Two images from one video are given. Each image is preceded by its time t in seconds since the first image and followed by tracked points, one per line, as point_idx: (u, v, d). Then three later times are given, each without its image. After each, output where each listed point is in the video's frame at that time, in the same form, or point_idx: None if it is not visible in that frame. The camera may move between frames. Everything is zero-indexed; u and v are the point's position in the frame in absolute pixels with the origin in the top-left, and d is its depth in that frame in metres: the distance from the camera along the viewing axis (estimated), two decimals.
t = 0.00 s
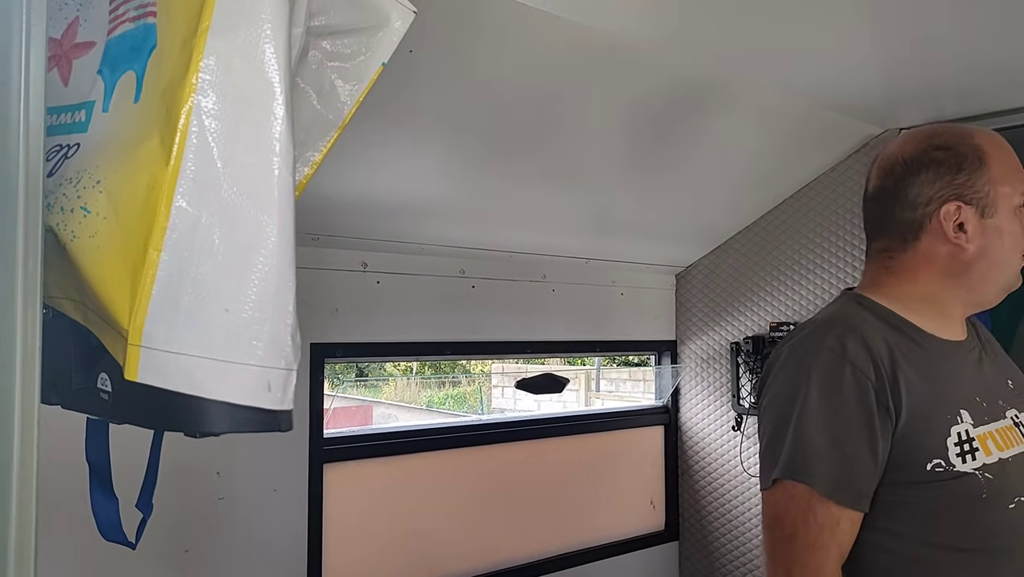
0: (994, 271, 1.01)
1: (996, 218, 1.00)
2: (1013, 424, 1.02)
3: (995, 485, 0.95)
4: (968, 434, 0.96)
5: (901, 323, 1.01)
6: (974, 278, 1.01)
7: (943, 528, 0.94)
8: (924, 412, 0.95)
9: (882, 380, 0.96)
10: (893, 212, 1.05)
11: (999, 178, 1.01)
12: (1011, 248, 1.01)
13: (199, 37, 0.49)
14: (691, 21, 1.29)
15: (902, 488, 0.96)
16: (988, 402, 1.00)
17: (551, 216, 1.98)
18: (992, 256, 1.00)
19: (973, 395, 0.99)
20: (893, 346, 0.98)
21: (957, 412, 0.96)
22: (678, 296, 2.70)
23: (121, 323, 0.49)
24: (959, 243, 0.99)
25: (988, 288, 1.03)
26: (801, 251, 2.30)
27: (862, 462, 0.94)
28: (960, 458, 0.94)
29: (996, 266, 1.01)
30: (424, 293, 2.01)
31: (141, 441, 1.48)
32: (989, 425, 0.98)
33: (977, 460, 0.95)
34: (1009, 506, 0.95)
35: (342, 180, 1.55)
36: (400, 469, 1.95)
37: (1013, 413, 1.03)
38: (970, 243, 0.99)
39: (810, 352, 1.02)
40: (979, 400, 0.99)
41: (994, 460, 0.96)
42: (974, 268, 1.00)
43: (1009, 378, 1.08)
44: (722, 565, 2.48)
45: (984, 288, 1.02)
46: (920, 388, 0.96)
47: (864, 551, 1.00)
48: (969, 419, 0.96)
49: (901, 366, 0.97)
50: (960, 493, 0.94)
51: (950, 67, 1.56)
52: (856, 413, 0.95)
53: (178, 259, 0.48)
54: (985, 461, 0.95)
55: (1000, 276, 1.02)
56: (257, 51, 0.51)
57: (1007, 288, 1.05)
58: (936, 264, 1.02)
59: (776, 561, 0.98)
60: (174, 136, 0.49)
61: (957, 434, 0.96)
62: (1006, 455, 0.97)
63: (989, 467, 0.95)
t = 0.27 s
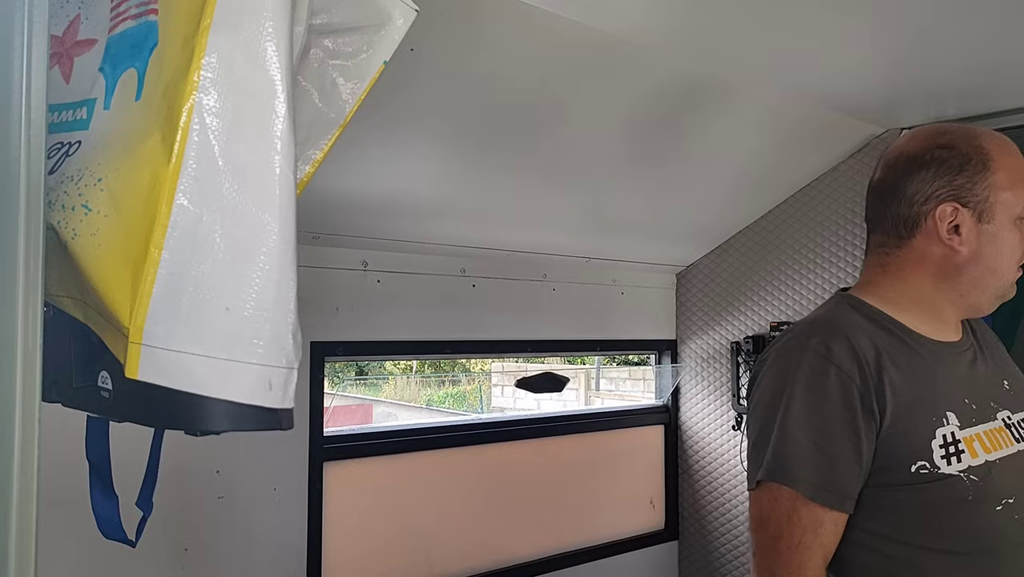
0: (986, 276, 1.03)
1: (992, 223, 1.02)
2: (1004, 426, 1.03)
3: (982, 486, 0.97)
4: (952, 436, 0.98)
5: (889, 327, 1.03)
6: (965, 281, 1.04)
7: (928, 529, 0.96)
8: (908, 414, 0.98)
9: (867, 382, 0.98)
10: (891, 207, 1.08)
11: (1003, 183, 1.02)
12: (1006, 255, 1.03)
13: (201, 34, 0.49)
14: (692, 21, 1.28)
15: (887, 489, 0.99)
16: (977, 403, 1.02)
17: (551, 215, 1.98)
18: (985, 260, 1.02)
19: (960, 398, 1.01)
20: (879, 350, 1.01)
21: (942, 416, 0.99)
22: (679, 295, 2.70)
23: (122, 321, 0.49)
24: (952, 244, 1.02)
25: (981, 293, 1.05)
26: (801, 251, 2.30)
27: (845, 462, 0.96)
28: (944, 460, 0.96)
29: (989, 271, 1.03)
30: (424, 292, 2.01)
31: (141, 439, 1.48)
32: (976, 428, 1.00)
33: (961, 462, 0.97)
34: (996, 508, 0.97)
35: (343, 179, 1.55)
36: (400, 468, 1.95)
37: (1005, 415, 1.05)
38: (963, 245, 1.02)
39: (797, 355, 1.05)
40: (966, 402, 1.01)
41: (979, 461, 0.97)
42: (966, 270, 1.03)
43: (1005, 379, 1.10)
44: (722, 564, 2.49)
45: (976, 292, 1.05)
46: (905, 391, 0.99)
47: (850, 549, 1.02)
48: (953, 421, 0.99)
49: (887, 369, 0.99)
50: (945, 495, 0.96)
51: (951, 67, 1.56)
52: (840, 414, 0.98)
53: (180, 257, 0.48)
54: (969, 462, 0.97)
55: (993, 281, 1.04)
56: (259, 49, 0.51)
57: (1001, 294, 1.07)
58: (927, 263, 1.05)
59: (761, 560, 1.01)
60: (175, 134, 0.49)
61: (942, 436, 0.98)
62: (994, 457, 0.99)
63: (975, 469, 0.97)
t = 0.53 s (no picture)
0: (982, 281, 1.02)
1: (992, 228, 1.01)
2: (998, 427, 1.03)
3: (975, 487, 0.96)
4: (945, 436, 0.97)
5: (882, 327, 1.04)
6: (960, 283, 1.03)
7: (919, 528, 0.96)
8: (900, 414, 0.98)
9: (860, 382, 0.98)
10: (894, 202, 1.08)
11: (1009, 188, 1.00)
12: (1005, 262, 1.02)
13: (199, 29, 0.49)
14: (693, 19, 1.28)
15: (879, 488, 0.99)
16: (971, 404, 1.02)
17: (552, 214, 1.98)
18: (982, 264, 1.01)
19: (952, 399, 1.01)
20: (872, 350, 1.01)
21: (937, 414, 0.99)
22: (680, 294, 2.70)
23: (119, 316, 0.49)
24: (949, 245, 1.02)
25: (977, 298, 1.04)
26: (801, 250, 2.30)
27: (836, 461, 0.96)
28: (937, 460, 0.96)
29: (985, 276, 1.02)
30: (424, 290, 2.00)
31: (140, 437, 1.48)
32: (969, 428, 0.99)
33: (953, 463, 0.96)
34: (988, 508, 0.96)
35: (343, 176, 1.55)
36: (399, 467, 1.95)
37: (999, 415, 1.04)
38: (960, 246, 1.01)
39: (790, 354, 1.05)
40: (959, 403, 1.01)
41: (972, 462, 0.97)
42: (961, 272, 1.02)
43: (1000, 380, 1.09)
44: (722, 564, 2.48)
45: (970, 297, 1.04)
46: (897, 391, 0.99)
47: (842, 548, 1.02)
48: (948, 420, 0.99)
49: (880, 368, 0.99)
50: (938, 495, 0.96)
51: (951, 66, 1.56)
52: (833, 413, 0.98)
53: (177, 252, 0.48)
54: (962, 463, 0.96)
55: (990, 288, 1.03)
56: (257, 43, 0.51)
57: (999, 302, 1.06)
58: (923, 262, 1.04)
59: (752, 557, 1.01)
60: (173, 129, 0.48)
61: (935, 436, 0.98)
62: (988, 457, 0.98)
63: (968, 470, 0.96)
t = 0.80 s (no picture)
0: (978, 282, 1.02)
1: (989, 229, 1.00)
2: (997, 425, 1.03)
3: (974, 485, 0.96)
4: (946, 435, 0.97)
5: (881, 325, 1.04)
6: (956, 283, 1.03)
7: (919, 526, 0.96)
8: (901, 412, 0.98)
9: (861, 379, 0.98)
10: (895, 197, 1.08)
11: (1010, 189, 1.00)
12: (1002, 264, 1.01)
13: (202, 26, 0.49)
14: (696, 17, 1.28)
15: (879, 486, 0.99)
16: (971, 402, 1.02)
17: (553, 211, 1.98)
18: (979, 265, 1.01)
19: (952, 397, 1.01)
20: (873, 348, 1.01)
21: (937, 413, 0.99)
22: (681, 292, 2.70)
23: (121, 313, 0.49)
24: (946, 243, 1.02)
25: (973, 299, 1.03)
26: (803, 248, 2.29)
27: (837, 459, 0.96)
28: (936, 458, 0.96)
29: (981, 278, 1.02)
30: (426, 287, 2.01)
31: (143, 435, 1.49)
32: (969, 427, 1.00)
33: (953, 462, 0.96)
34: (986, 506, 0.97)
35: (344, 174, 1.55)
36: (401, 464, 1.95)
37: (998, 414, 1.05)
38: (957, 245, 1.01)
39: (791, 352, 1.05)
40: (959, 401, 1.01)
41: (972, 461, 0.97)
42: (957, 272, 1.02)
43: (999, 379, 1.10)
44: (723, 562, 2.48)
45: (966, 297, 1.03)
46: (898, 389, 0.98)
47: (843, 546, 1.02)
48: (948, 419, 0.99)
49: (880, 366, 0.99)
50: (937, 493, 0.96)
51: (955, 64, 1.56)
52: (833, 411, 0.98)
53: (181, 249, 0.48)
54: (962, 462, 0.97)
55: (987, 289, 1.03)
56: (260, 40, 0.51)
57: (995, 304, 1.05)
58: (920, 259, 1.05)
59: (753, 554, 1.01)
60: (176, 126, 0.48)
61: (935, 434, 0.98)
62: (987, 456, 0.99)
63: (967, 468, 0.97)
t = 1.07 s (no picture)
0: (972, 281, 1.02)
1: (984, 228, 1.00)
2: (996, 422, 1.03)
3: (973, 481, 0.96)
4: (946, 431, 0.98)
5: (881, 323, 1.04)
6: (950, 281, 1.03)
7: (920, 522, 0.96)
8: (901, 409, 0.98)
9: (862, 376, 0.98)
10: (894, 193, 1.09)
11: (1007, 188, 1.00)
12: (997, 264, 1.01)
13: (204, 24, 0.49)
14: (699, 14, 1.28)
15: (879, 482, 0.99)
16: (970, 399, 1.02)
17: (555, 209, 1.98)
18: (973, 263, 1.01)
19: (952, 394, 1.01)
20: (873, 345, 1.01)
21: (937, 409, 0.99)
22: (682, 289, 2.70)
23: (125, 309, 0.49)
24: (940, 240, 1.02)
25: (967, 297, 1.03)
26: (804, 246, 2.29)
27: (837, 455, 0.96)
28: (936, 455, 0.96)
29: (976, 276, 1.01)
30: (428, 285, 2.01)
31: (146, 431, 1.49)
32: (968, 423, 1.00)
33: (953, 458, 0.96)
34: (985, 503, 0.96)
35: (346, 171, 1.55)
36: (402, 461, 1.96)
37: (997, 411, 1.05)
38: (950, 242, 1.01)
39: (792, 349, 1.05)
40: (959, 398, 1.01)
41: (972, 458, 0.97)
42: (951, 269, 1.02)
43: (998, 376, 1.10)
44: (724, 560, 2.49)
45: (961, 296, 1.03)
46: (898, 386, 0.99)
47: (843, 542, 1.03)
48: (948, 416, 0.99)
49: (881, 364, 0.99)
50: (936, 489, 0.96)
51: (957, 62, 1.55)
52: (834, 407, 0.98)
53: (184, 246, 0.48)
54: (962, 458, 0.97)
55: (982, 288, 1.02)
56: (262, 38, 0.51)
57: (992, 304, 1.04)
58: (916, 255, 1.05)
59: (754, 551, 1.01)
60: (179, 123, 0.49)
61: (935, 431, 0.98)
62: (987, 452, 0.99)
63: (966, 465, 0.97)
